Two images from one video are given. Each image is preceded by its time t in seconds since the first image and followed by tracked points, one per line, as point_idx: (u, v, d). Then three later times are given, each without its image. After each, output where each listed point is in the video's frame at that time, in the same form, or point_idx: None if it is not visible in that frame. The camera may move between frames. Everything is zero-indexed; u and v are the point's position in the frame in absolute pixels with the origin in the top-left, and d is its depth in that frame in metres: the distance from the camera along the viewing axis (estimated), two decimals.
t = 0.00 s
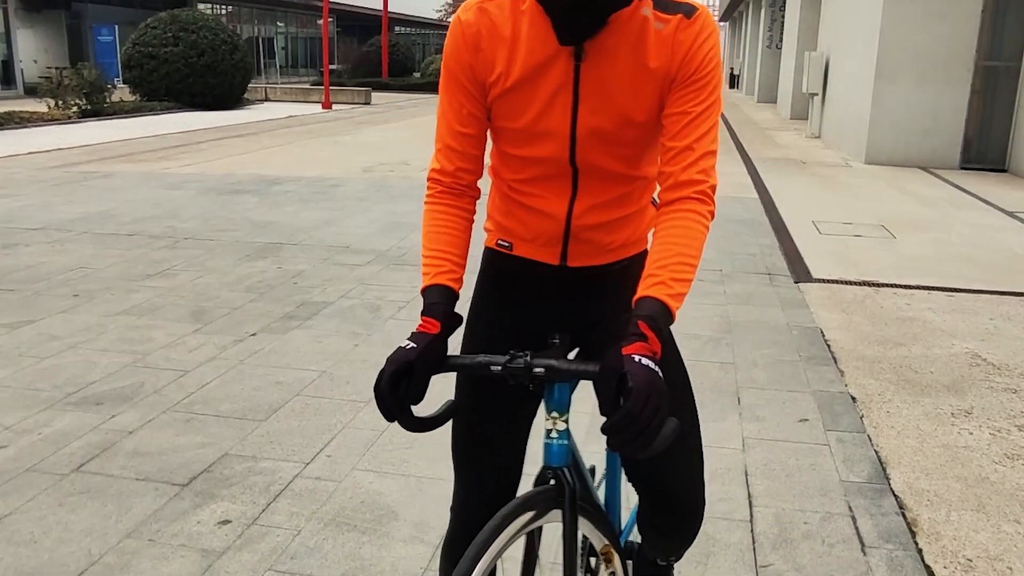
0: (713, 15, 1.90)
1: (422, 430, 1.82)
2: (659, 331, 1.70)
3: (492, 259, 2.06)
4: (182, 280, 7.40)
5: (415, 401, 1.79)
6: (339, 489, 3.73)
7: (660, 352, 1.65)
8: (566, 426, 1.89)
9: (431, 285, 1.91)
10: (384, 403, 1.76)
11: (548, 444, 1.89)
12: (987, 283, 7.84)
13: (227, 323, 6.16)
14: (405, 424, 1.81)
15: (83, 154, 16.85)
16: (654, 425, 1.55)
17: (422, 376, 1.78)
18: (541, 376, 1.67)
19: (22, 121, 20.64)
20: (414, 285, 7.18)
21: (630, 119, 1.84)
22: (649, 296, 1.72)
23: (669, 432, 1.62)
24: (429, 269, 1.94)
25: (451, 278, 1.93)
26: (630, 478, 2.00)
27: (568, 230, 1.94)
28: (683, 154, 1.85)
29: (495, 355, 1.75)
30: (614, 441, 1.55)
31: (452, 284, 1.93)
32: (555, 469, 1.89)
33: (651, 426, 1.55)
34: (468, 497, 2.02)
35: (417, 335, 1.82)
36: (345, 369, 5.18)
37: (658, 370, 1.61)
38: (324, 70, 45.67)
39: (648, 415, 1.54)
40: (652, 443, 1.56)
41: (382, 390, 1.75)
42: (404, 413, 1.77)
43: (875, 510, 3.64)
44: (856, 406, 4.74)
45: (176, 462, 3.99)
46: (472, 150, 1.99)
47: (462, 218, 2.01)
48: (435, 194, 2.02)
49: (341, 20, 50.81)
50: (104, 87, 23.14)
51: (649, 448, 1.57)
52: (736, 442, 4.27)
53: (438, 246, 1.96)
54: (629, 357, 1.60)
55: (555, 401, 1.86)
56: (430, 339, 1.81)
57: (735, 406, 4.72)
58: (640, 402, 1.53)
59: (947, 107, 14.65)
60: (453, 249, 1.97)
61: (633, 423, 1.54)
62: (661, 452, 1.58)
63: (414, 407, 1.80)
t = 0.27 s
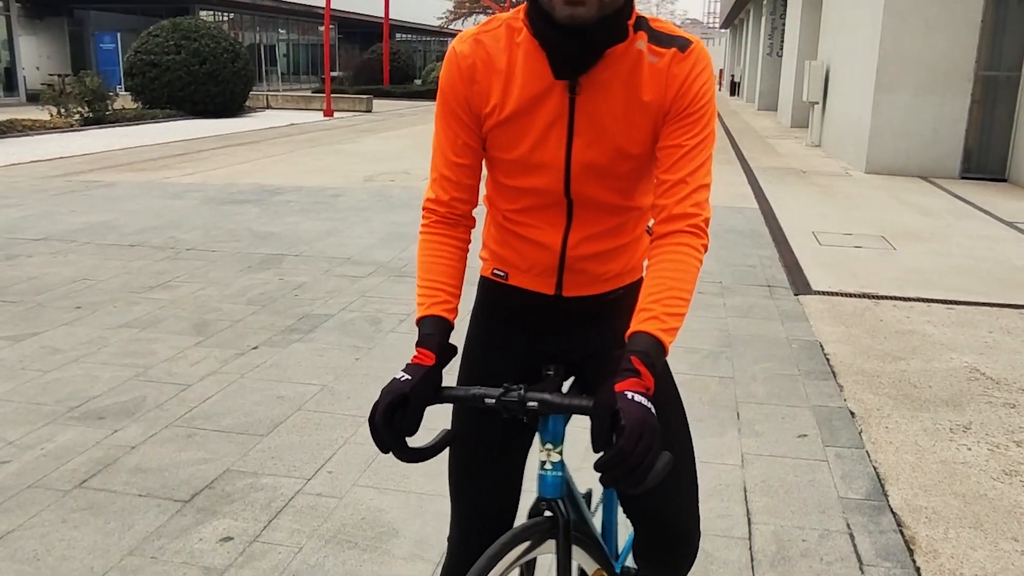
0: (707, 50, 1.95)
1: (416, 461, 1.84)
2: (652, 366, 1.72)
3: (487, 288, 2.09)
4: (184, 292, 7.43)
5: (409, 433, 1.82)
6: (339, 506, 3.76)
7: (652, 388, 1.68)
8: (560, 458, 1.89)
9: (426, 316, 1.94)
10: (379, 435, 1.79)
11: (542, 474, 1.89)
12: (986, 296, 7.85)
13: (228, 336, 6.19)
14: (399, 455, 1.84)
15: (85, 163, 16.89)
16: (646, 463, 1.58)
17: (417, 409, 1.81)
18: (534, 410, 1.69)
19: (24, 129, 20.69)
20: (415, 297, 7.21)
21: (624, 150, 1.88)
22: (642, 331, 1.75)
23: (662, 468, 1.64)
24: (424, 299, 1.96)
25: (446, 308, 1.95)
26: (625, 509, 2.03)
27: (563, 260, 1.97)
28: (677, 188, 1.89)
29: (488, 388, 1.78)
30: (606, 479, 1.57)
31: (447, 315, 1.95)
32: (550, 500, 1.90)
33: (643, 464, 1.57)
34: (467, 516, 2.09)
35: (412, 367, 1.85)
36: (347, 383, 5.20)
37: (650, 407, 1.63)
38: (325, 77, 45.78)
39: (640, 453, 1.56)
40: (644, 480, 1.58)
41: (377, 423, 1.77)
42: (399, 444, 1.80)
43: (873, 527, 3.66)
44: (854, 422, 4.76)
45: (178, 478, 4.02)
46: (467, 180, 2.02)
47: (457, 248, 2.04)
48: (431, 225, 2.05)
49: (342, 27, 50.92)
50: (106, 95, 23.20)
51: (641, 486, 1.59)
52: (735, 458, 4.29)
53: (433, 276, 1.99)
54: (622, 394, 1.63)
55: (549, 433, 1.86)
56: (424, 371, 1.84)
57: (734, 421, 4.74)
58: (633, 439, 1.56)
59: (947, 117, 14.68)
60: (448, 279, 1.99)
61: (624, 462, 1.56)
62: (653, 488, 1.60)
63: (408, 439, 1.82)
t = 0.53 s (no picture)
0: (702, 87, 2.01)
1: (415, 491, 1.90)
2: (648, 402, 1.76)
3: (486, 318, 2.16)
4: (190, 303, 7.49)
5: (408, 465, 1.86)
6: (345, 521, 3.80)
7: (647, 424, 1.72)
8: (557, 490, 1.97)
9: (425, 348, 1.99)
10: (378, 467, 1.83)
11: (540, 506, 1.96)
12: (989, 307, 7.87)
13: (234, 348, 6.24)
14: (399, 486, 1.89)
15: (91, 171, 16.98)
16: (641, 500, 1.62)
17: (414, 441, 1.86)
18: (531, 444, 1.76)
19: (31, 136, 20.80)
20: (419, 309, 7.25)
21: (620, 186, 1.95)
22: (637, 367, 1.79)
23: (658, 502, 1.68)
24: (423, 331, 2.01)
25: (444, 340, 2.01)
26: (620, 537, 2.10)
27: (561, 292, 2.03)
28: (673, 223, 1.94)
29: (485, 421, 1.83)
30: (600, 516, 1.62)
31: (445, 346, 2.00)
32: (546, 532, 1.96)
33: (638, 500, 1.62)
34: (469, 534, 2.19)
35: (410, 399, 1.90)
36: (351, 397, 5.24)
37: (645, 444, 1.67)
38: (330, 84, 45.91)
39: (634, 490, 1.61)
40: (639, 516, 1.62)
41: (376, 456, 1.82)
42: (397, 476, 1.85)
43: (874, 543, 3.69)
44: (856, 436, 4.79)
45: (185, 492, 4.06)
46: (465, 213, 2.09)
47: (455, 279, 2.10)
48: (430, 256, 2.10)
49: (347, 34, 51.05)
50: (112, 102, 23.31)
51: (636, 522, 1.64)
52: (737, 473, 4.33)
53: (431, 308, 2.04)
54: (617, 431, 1.67)
55: (547, 464, 1.94)
56: (422, 404, 1.88)
57: (736, 436, 4.77)
58: (627, 477, 1.61)
59: (950, 126, 14.70)
60: (447, 310, 2.05)
61: (619, 499, 1.60)
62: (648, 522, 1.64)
63: (406, 470, 1.87)
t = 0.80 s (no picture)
0: (699, 116, 2.06)
1: (412, 515, 1.96)
2: (643, 433, 1.80)
3: (486, 342, 2.24)
4: (199, 311, 7.54)
5: (406, 490, 1.92)
6: (353, 531, 3.84)
7: (642, 456, 1.76)
8: (555, 515, 2.01)
9: (423, 373, 2.04)
10: (376, 491, 1.89)
11: (537, 531, 2.00)
12: (995, 316, 7.87)
13: (243, 356, 6.29)
14: (397, 509, 1.95)
15: (101, 177, 17.08)
16: (635, 532, 1.66)
17: (412, 466, 1.92)
18: (527, 471, 1.81)
19: (41, 142, 20.93)
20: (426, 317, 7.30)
21: (616, 214, 2.00)
22: (632, 398, 1.83)
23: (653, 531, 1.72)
24: (421, 357, 2.07)
25: (442, 365, 2.06)
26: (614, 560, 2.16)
27: (559, 318, 2.10)
28: (670, 251, 1.98)
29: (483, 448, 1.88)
30: (594, 547, 1.65)
31: (442, 372, 2.06)
32: (544, 557, 1.99)
33: (632, 532, 1.65)
34: (466, 555, 2.23)
35: (409, 425, 1.96)
36: (360, 406, 5.28)
37: (640, 476, 1.71)
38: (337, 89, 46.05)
39: (629, 522, 1.64)
40: (634, 546, 1.66)
41: (374, 480, 1.88)
42: (395, 500, 1.90)
43: (877, 555, 3.72)
44: (861, 447, 4.81)
45: (195, 502, 4.11)
46: (461, 237, 2.15)
47: (451, 303, 2.15)
48: (426, 280, 2.15)
49: (354, 39, 51.21)
50: (121, 107, 23.43)
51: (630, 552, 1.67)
52: (742, 484, 4.36)
53: (428, 333, 2.09)
54: (613, 464, 1.71)
55: (545, 491, 2.00)
56: (421, 430, 1.94)
57: (741, 446, 4.80)
58: (622, 509, 1.64)
59: (957, 133, 14.70)
60: (443, 334, 2.10)
61: (613, 532, 1.64)
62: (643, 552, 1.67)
63: (405, 495, 1.93)
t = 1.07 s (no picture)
0: (693, 132, 2.10)
1: (411, 531, 2.00)
2: (637, 451, 1.84)
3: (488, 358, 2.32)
4: (213, 317, 7.62)
5: (405, 505, 1.96)
6: (365, 536, 3.90)
7: (637, 474, 1.80)
8: (553, 532, 2.06)
9: (422, 391, 2.11)
10: (376, 506, 1.94)
11: (536, 548, 2.05)
12: (1005, 320, 7.87)
13: (256, 362, 6.36)
14: (397, 525, 1.99)
15: (114, 182, 17.22)
16: (631, 551, 1.69)
17: (411, 482, 1.97)
18: (524, 488, 1.85)
19: (55, 147, 21.10)
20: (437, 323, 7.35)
21: (610, 231, 2.05)
22: (626, 416, 1.87)
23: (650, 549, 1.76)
24: (419, 374, 2.13)
25: (439, 382, 2.12)
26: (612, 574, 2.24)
27: (556, 334, 2.16)
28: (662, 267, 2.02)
29: (481, 464, 1.94)
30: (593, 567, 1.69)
31: (440, 388, 2.12)
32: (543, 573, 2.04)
33: (629, 551, 1.69)
34: (472, 570, 2.29)
35: (408, 441, 2.01)
36: (371, 412, 5.34)
37: (637, 496, 1.76)
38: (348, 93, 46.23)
39: (626, 543, 1.68)
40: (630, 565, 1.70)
41: (375, 497, 1.93)
42: (395, 516, 1.95)
43: (884, 561, 3.75)
44: (869, 453, 4.84)
45: (209, 507, 4.17)
46: (458, 254, 2.22)
47: (448, 320, 2.21)
48: (424, 297, 2.23)
49: (365, 43, 51.39)
50: (134, 112, 23.59)
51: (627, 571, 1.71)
52: (750, 490, 4.39)
53: (426, 350, 2.16)
54: (610, 483, 1.76)
55: (544, 507, 2.04)
56: (420, 446, 2.00)
57: (750, 452, 4.83)
58: (621, 530, 1.68)
59: (968, 136, 14.67)
60: (440, 351, 2.16)
61: (612, 552, 1.67)
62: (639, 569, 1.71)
63: (404, 511, 1.97)
